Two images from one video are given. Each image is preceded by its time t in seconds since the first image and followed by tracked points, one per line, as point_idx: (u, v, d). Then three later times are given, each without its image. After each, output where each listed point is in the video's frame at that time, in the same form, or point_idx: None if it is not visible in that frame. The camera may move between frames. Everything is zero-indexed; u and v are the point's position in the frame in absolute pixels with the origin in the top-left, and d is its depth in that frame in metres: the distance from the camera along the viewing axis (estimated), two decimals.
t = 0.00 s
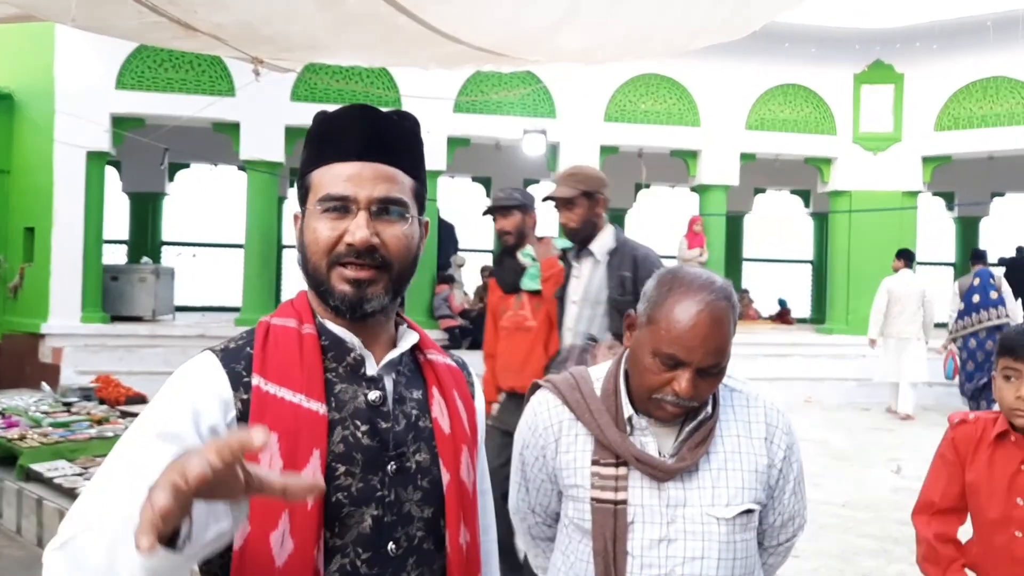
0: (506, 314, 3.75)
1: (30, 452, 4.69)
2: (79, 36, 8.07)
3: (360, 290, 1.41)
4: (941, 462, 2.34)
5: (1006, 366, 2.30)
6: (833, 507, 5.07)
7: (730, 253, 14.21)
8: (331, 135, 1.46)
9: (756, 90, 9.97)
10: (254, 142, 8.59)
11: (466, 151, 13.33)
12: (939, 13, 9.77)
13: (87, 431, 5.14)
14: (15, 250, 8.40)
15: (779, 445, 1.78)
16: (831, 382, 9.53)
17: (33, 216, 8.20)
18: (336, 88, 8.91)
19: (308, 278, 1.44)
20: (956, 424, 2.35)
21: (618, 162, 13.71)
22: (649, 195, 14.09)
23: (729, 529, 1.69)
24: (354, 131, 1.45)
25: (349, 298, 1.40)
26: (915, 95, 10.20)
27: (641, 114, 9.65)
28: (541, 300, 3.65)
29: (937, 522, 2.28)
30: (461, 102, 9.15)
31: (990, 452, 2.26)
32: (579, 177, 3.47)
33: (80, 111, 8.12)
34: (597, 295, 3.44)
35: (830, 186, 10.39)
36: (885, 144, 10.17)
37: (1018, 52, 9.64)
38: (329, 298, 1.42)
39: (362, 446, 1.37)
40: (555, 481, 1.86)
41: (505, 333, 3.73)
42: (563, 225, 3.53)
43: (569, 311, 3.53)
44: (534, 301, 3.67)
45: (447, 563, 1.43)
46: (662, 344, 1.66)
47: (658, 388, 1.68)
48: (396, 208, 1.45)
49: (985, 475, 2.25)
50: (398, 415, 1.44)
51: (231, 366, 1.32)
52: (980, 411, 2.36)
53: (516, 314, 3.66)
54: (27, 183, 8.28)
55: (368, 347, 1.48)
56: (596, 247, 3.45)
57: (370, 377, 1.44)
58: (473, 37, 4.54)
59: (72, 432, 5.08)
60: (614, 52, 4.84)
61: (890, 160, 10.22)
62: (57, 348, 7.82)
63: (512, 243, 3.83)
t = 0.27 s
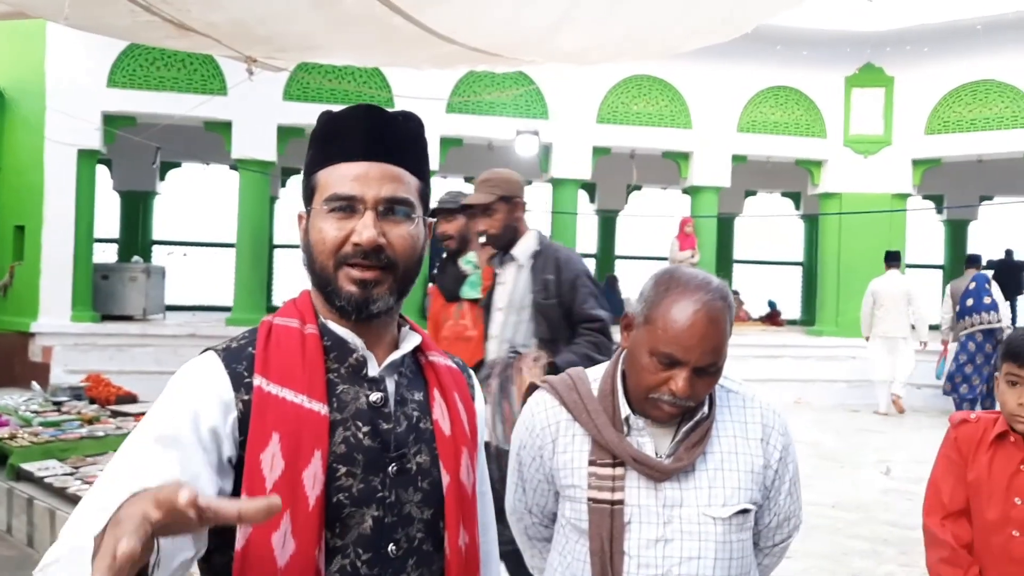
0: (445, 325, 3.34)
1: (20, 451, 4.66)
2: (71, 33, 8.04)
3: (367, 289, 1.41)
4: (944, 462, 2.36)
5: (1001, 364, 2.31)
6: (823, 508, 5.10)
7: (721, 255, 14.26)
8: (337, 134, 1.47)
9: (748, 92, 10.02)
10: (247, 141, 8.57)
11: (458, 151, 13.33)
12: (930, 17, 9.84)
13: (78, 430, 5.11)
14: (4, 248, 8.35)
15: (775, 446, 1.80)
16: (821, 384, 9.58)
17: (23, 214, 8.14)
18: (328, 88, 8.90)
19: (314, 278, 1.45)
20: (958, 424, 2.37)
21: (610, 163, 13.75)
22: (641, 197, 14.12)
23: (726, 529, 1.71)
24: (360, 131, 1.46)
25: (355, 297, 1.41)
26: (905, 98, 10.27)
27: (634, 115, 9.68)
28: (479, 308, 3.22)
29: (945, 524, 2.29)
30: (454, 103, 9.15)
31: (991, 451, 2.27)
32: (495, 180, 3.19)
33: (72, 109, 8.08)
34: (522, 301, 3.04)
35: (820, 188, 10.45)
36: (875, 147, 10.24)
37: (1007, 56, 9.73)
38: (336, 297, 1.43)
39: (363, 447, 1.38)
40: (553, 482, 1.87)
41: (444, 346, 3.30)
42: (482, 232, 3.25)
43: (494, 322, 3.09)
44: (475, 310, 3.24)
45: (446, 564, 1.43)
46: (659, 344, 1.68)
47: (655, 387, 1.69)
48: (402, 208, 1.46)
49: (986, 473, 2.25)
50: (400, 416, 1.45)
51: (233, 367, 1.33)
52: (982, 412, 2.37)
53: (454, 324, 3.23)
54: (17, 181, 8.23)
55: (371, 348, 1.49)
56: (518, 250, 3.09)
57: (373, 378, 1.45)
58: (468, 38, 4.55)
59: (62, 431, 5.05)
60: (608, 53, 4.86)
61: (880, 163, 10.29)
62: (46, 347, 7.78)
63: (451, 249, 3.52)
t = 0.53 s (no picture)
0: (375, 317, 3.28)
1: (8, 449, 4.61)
2: (59, 30, 7.97)
3: (367, 285, 1.41)
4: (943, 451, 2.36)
5: (997, 350, 2.30)
6: (815, 507, 5.12)
7: (712, 254, 14.29)
8: (337, 128, 1.46)
9: (739, 92, 10.05)
10: (237, 138, 8.53)
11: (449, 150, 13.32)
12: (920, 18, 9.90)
13: (67, 428, 5.06)
14: None
15: (773, 442, 1.80)
16: (811, 383, 9.62)
17: (11, 211, 8.07)
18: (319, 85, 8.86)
19: (314, 273, 1.44)
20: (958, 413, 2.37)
21: (601, 162, 13.77)
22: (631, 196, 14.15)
23: (724, 523, 1.71)
24: (361, 126, 1.45)
25: (355, 293, 1.41)
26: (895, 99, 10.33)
27: (625, 115, 9.69)
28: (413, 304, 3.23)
29: (949, 515, 2.29)
30: (446, 101, 9.13)
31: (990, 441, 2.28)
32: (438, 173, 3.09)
33: (60, 105, 8.01)
34: (450, 294, 3.12)
35: (811, 188, 10.49)
36: (866, 147, 10.29)
37: (997, 58, 9.79)
38: (336, 292, 1.42)
39: (360, 441, 1.37)
40: (551, 477, 1.86)
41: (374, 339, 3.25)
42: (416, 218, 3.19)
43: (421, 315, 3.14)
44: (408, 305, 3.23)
45: (442, 559, 1.42)
46: (658, 336, 1.67)
47: (654, 379, 1.69)
48: (401, 203, 1.45)
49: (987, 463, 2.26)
50: (397, 411, 1.44)
51: (229, 360, 1.31)
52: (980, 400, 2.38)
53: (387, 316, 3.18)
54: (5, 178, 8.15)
55: (369, 342, 1.47)
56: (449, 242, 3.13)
57: (370, 373, 1.43)
58: (461, 36, 4.53)
59: (50, 429, 5.00)
60: (602, 51, 4.85)
61: (870, 163, 10.34)
62: (35, 345, 7.71)
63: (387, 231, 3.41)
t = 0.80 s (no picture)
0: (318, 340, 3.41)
1: None
2: (50, 21, 7.91)
3: (362, 277, 1.40)
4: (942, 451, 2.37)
5: (995, 344, 2.32)
6: (805, 503, 5.14)
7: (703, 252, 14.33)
8: (333, 118, 1.46)
9: (731, 90, 10.08)
10: (229, 132, 8.48)
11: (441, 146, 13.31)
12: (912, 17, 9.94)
13: (57, 422, 5.03)
14: None
15: (770, 436, 1.81)
16: (800, 380, 9.66)
17: None
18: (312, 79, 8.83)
19: (311, 265, 1.43)
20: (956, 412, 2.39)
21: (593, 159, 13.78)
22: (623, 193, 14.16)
23: (721, 517, 1.71)
24: (358, 116, 1.45)
25: (351, 285, 1.40)
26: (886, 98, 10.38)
27: (618, 111, 9.69)
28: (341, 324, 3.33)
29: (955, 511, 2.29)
30: (438, 96, 9.12)
31: (987, 438, 2.29)
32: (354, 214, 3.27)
33: (50, 97, 7.95)
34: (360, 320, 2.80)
35: (802, 186, 10.54)
36: (856, 146, 10.34)
37: (988, 58, 9.84)
38: (331, 284, 1.41)
39: (357, 433, 1.36)
40: (547, 470, 1.86)
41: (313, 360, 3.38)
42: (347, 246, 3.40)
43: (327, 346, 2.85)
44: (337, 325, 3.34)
45: (439, 552, 1.42)
46: (655, 326, 1.68)
47: (652, 370, 1.69)
48: (398, 195, 1.44)
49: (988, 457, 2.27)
50: (393, 403, 1.44)
51: (225, 352, 1.30)
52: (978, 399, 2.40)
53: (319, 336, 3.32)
54: None
55: (365, 334, 1.47)
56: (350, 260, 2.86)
57: (366, 365, 1.43)
58: (456, 30, 4.53)
59: (39, 423, 4.97)
60: (597, 46, 4.85)
61: (861, 162, 10.40)
62: (23, 338, 7.66)
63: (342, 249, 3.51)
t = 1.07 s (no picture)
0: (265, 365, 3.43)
1: None
2: (42, 13, 7.87)
3: (365, 272, 1.41)
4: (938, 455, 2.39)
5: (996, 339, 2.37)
6: (794, 501, 5.18)
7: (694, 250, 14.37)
8: (335, 111, 1.46)
9: (724, 89, 10.11)
10: (221, 126, 8.46)
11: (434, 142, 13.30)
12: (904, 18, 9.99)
13: (48, 415, 5.02)
14: None
15: (763, 435, 1.83)
16: (791, 379, 9.71)
17: None
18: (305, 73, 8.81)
19: (312, 260, 1.44)
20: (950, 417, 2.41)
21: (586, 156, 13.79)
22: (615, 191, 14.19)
23: (714, 515, 1.73)
24: (360, 110, 1.46)
25: (353, 280, 1.41)
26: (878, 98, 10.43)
27: (612, 109, 9.71)
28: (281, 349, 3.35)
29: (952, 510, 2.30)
30: (432, 92, 9.12)
31: (984, 439, 2.31)
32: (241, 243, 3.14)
33: (42, 89, 7.91)
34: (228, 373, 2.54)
35: (794, 186, 10.59)
36: (848, 146, 10.39)
37: (979, 60, 9.89)
38: (333, 279, 1.42)
39: (354, 428, 1.37)
40: (542, 467, 1.88)
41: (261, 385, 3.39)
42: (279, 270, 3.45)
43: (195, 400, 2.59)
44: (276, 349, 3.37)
45: (435, 547, 1.43)
46: (648, 311, 1.71)
47: (644, 354, 1.71)
48: (400, 189, 1.46)
49: (986, 456, 2.29)
50: (391, 398, 1.45)
51: (223, 346, 1.32)
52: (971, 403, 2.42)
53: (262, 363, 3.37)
54: None
55: (363, 329, 1.48)
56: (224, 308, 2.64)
57: (364, 360, 1.44)
58: (451, 26, 4.53)
59: (30, 416, 4.96)
60: (592, 44, 4.86)
61: (853, 162, 10.44)
62: (13, 331, 7.63)
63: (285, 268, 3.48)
